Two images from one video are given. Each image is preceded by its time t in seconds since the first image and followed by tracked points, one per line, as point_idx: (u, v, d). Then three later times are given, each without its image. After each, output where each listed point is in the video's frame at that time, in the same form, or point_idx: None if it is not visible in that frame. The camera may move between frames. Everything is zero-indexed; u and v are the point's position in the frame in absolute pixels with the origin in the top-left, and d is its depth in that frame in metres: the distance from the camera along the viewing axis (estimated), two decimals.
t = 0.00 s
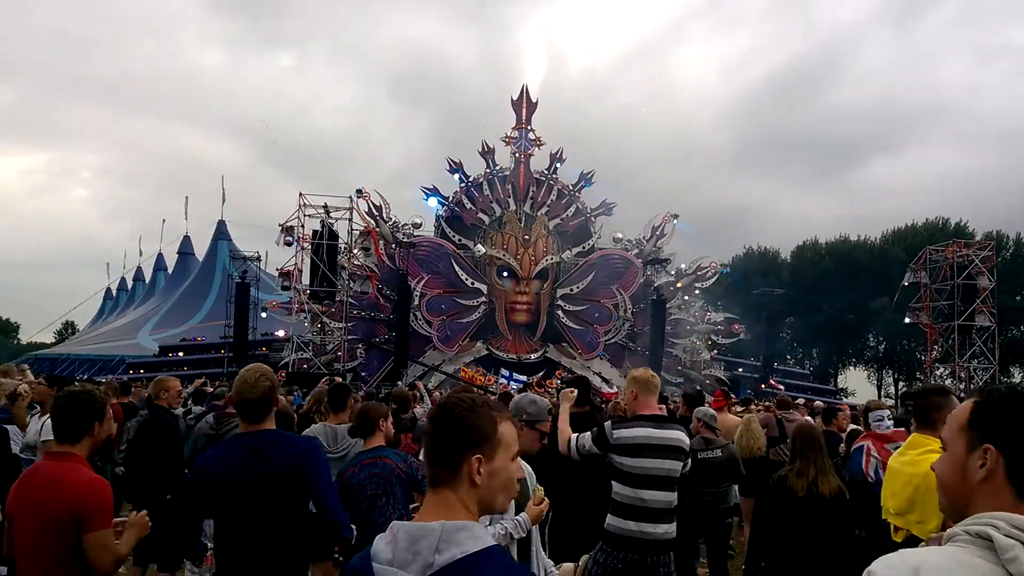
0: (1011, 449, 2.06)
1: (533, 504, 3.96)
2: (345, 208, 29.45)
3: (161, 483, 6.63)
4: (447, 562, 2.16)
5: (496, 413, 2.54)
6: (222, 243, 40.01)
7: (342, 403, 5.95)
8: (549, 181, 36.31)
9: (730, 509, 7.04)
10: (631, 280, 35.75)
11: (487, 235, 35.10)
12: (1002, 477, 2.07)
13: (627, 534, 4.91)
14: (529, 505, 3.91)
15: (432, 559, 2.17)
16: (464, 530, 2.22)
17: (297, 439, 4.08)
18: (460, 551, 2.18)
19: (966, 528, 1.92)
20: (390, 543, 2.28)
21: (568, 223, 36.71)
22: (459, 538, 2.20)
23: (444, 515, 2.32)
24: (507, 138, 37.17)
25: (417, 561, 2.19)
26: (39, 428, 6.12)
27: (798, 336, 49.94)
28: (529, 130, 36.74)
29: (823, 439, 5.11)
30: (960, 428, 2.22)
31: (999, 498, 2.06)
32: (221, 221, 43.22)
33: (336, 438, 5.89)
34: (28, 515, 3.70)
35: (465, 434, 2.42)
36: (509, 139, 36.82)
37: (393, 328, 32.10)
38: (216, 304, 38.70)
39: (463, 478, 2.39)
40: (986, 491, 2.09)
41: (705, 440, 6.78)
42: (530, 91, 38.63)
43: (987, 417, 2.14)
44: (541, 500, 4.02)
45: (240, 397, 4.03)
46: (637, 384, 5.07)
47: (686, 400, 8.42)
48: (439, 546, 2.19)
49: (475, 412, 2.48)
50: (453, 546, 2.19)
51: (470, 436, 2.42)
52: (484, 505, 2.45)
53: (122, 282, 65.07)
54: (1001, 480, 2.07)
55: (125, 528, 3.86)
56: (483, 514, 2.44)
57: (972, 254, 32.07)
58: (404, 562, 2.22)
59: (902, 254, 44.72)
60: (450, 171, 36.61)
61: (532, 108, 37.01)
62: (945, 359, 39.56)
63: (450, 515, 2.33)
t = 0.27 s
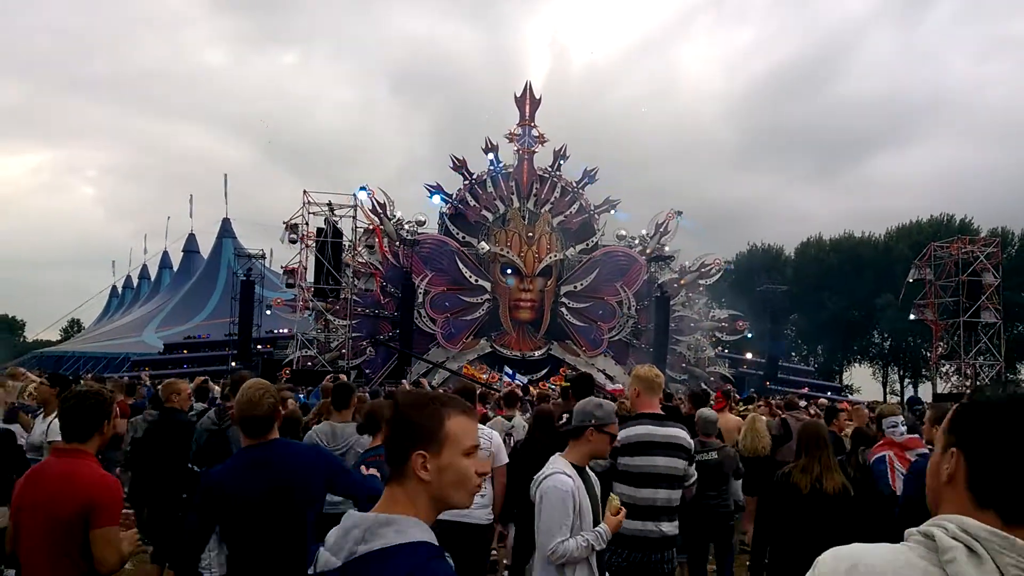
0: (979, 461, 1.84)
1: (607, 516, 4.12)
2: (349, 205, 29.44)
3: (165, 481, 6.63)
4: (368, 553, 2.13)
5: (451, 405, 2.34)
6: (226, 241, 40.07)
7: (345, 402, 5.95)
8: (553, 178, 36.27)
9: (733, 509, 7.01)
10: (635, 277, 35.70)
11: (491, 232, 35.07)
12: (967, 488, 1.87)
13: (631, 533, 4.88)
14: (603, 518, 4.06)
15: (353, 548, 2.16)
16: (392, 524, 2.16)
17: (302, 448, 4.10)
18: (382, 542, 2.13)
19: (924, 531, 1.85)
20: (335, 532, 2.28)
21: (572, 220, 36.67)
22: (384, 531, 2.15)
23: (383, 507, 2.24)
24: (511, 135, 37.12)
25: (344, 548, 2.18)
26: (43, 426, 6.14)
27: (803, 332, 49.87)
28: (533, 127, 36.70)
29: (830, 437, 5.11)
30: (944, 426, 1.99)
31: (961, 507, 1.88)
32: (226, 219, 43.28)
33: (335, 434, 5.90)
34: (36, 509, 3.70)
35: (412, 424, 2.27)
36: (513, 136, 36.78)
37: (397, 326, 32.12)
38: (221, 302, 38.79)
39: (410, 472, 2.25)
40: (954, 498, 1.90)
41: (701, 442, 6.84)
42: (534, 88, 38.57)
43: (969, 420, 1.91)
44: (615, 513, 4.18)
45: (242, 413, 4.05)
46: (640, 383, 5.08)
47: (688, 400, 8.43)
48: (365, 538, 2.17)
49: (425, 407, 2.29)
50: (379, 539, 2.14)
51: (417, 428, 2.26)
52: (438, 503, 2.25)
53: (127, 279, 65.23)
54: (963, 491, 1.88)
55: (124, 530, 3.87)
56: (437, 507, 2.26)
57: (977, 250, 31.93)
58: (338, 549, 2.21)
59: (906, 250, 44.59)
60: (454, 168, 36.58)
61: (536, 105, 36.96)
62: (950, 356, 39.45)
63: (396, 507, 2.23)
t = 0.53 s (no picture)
0: (937, 451, 1.69)
1: (691, 507, 4.12)
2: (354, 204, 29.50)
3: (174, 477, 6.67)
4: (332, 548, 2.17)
5: (423, 403, 2.30)
6: (232, 240, 40.21)
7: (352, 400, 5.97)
8: (558, 176, 36.28)
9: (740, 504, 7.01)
10: (640, 274, 35.69)
11: (496, 230, 35.10)
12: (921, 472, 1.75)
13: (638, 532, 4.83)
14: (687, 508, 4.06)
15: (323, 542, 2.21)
16: (352, 522, 2.19)
17: (309, 447, 4.12)
18: (343, 537, 2.17)
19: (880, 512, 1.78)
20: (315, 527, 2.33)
21: (576, 217, 36.67)
22: (346, 528, 2.19)
23: (355, 503, 2.27)
24: (515, 132, 37.14)
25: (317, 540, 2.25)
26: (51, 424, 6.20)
27: (809, 329, 49.81)
28: (537, 124, 36.71)
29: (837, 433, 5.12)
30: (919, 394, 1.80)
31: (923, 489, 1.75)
32: (232, 218, 43.43)
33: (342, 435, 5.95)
34: (47, 508, 3.74)
35: (380, 422, 2.27)
36: (517, 134, 36.78)
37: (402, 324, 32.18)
38: (228, 301, 38.95)
39: (380, 469, 2.25)
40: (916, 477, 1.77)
41: (713, 434, 6.72)
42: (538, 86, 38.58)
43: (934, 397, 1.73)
44: (695, 503, 4.18)
45: (259, 408, 4.11)
46: (641, 381, 5.09)
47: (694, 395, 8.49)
48: (331, 534, 2.22)
49: (394, 400, 2.29)
50: (342, 535, 2.19)
51: (386, 427, 2.26)
52: (410, 498, 2.24)
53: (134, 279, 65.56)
54: (921, 473, 1.75)
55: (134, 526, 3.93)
56: (408, 502, 2.25)
57: (983, 245, 31.82)
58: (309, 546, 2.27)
59: (912, 246, 44.48)
60: (458, 166, 36.62)
61: (540, 103, 36.97)
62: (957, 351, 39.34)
63: (369, 502, 2.24)
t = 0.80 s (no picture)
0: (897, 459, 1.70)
1: (759, 510, 4.13)
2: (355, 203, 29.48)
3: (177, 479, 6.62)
4: (320, 550, 2.13)
5: (413, 398, 2.28)
6: (233, 240, 40.22)
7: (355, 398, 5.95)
8: (559, 173, 36.25)
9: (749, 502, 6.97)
10: (642, 271, 35.70)
11: (497, 228, 35.08)
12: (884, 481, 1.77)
13: (637, 527, 4.74)
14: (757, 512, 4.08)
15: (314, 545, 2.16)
16: (338, 524, 2.15)
17: (309, 442, 4.09)
18: (333, 538, 2.13)
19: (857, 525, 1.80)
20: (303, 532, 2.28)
21: (578, 215, 36.62)
22: (334, 530, 2.15)
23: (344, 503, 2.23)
24: (516, 130, 37.09)
25: (306, 545, 2.19)
26: (50, 427, 6.14)
27: (810, 325, 49.75)
28: (538, 122, 36.67)
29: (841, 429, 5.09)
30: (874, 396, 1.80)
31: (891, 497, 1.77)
32: (232, 218, 43.43)
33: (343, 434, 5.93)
34: (51, 507, 3.71)
35: (368, 419, 2.24)
36: (518, 132, 36.76)
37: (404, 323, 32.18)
38: (229, 301, 38.96)
39: (370, 467, 2.22)
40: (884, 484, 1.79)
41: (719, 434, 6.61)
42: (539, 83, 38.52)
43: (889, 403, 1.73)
44: (761, 507, 4.21)
45: (271, 395, 4.18)
46: (641, 377, 5.08)
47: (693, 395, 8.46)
48: (319, 536, 2.17)
49: (383, 395, 2.27)
50: (330, 536, 2.15)
51: (375, 425, 2.22)
52: (402, 496, 2.21)
53: (134, 280, 65.48)
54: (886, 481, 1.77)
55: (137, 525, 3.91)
56: (399, 499, 2.21)
57: (985, 240, 31.75)
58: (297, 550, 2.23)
59: (914, 241, 44.42)
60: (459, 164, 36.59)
61: (541, 100, 36.92)
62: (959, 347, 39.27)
63: (359, 500, 2.21)
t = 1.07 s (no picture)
0: (903, 469, 1.71)
1: (829, 504, 4.10)
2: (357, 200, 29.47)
3: (177, 476, 6.62)
4: (339, 562, 2.06)
5: (428, 399, 2.25)
6: (234, 236, 40.25)
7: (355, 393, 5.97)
8: (561, 171, 36.21)
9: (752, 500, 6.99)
10: (643, 269, 35.71)
11: (498, 225, 35.06)
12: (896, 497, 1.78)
13: (624, 523, 4.76)
14: (827, 504, 4.07)
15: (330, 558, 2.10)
16: (359, 534, 2.09)
17: (311, 447, 4.10)
18: (351, 551, 2.06)
19: (883, 549, 1.77)
20: (315, 543, 2.20)
21: (579, 213, 36.59)
22: (352, 541, 2.09)
23: (360, 512, 2.17)
24: (518, 127, 37.04)
25: (323, 555, 2.13)
26: (49, 423, 6.13)
27: (811, 324, 49.72)
28: (540, 119, 36.61)
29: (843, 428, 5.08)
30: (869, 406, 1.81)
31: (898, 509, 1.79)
32: (234, 214, 43.44)
33: (344, 426, 5.92)
34: (61, 507, 3.70)
35: (386, 418, 2.20)
36: (519, 129, 36.71)
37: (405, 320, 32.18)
38: (230, 297, 38.98)
39: (390, 470, 2.17)
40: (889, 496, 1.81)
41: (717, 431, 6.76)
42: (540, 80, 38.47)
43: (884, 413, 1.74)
44: (830, 501, 4.20)
45: (279, 401, 4.16)
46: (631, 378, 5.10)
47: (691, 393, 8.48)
48: (334, 549, 2.11)
49: (403, 396, 2.23)
50: (345, 548, 2.08)
51: (394, 424, 2.19)
52: (422, 500, 2.19)
53: (135, 275, 65.49)
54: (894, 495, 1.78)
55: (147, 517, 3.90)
56: (418, 502, 2.19)
57: (987, 240, 31.66)
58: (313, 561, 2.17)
59: (915, 240, 44.36)
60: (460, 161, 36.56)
61: (542, 97, 36.87)
62: (960, 346, 39.21)
63: (377, 507, 2.15)
